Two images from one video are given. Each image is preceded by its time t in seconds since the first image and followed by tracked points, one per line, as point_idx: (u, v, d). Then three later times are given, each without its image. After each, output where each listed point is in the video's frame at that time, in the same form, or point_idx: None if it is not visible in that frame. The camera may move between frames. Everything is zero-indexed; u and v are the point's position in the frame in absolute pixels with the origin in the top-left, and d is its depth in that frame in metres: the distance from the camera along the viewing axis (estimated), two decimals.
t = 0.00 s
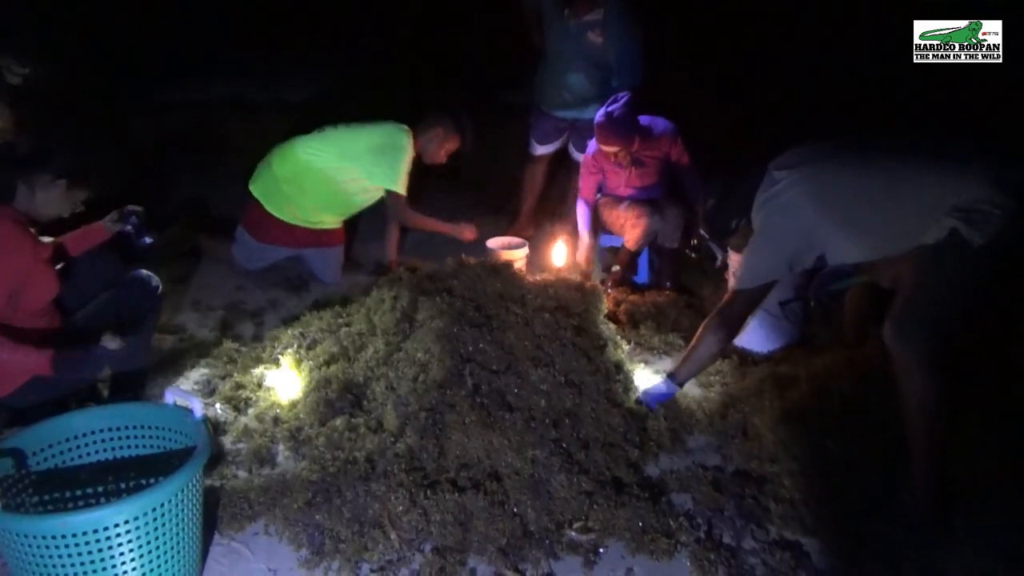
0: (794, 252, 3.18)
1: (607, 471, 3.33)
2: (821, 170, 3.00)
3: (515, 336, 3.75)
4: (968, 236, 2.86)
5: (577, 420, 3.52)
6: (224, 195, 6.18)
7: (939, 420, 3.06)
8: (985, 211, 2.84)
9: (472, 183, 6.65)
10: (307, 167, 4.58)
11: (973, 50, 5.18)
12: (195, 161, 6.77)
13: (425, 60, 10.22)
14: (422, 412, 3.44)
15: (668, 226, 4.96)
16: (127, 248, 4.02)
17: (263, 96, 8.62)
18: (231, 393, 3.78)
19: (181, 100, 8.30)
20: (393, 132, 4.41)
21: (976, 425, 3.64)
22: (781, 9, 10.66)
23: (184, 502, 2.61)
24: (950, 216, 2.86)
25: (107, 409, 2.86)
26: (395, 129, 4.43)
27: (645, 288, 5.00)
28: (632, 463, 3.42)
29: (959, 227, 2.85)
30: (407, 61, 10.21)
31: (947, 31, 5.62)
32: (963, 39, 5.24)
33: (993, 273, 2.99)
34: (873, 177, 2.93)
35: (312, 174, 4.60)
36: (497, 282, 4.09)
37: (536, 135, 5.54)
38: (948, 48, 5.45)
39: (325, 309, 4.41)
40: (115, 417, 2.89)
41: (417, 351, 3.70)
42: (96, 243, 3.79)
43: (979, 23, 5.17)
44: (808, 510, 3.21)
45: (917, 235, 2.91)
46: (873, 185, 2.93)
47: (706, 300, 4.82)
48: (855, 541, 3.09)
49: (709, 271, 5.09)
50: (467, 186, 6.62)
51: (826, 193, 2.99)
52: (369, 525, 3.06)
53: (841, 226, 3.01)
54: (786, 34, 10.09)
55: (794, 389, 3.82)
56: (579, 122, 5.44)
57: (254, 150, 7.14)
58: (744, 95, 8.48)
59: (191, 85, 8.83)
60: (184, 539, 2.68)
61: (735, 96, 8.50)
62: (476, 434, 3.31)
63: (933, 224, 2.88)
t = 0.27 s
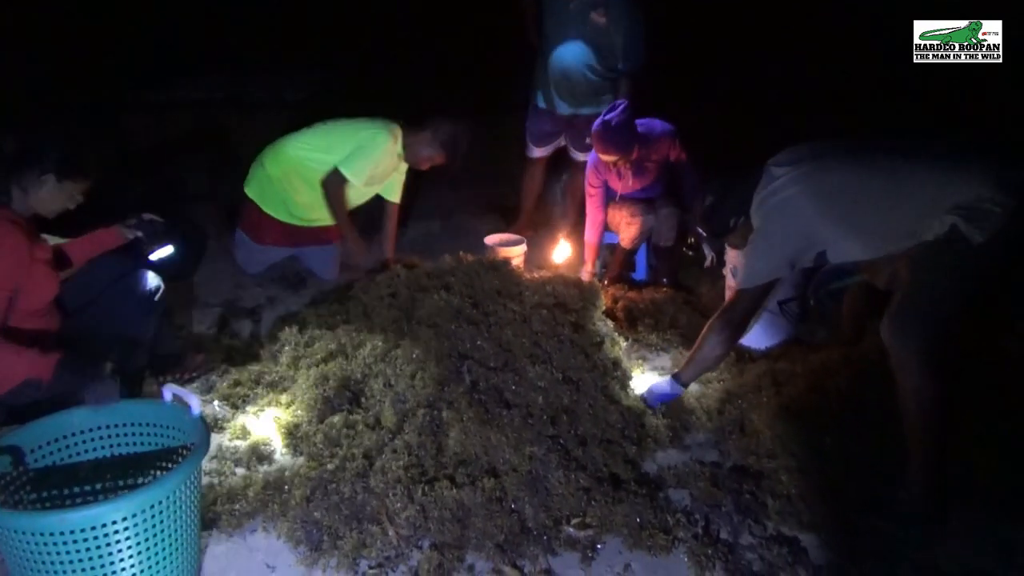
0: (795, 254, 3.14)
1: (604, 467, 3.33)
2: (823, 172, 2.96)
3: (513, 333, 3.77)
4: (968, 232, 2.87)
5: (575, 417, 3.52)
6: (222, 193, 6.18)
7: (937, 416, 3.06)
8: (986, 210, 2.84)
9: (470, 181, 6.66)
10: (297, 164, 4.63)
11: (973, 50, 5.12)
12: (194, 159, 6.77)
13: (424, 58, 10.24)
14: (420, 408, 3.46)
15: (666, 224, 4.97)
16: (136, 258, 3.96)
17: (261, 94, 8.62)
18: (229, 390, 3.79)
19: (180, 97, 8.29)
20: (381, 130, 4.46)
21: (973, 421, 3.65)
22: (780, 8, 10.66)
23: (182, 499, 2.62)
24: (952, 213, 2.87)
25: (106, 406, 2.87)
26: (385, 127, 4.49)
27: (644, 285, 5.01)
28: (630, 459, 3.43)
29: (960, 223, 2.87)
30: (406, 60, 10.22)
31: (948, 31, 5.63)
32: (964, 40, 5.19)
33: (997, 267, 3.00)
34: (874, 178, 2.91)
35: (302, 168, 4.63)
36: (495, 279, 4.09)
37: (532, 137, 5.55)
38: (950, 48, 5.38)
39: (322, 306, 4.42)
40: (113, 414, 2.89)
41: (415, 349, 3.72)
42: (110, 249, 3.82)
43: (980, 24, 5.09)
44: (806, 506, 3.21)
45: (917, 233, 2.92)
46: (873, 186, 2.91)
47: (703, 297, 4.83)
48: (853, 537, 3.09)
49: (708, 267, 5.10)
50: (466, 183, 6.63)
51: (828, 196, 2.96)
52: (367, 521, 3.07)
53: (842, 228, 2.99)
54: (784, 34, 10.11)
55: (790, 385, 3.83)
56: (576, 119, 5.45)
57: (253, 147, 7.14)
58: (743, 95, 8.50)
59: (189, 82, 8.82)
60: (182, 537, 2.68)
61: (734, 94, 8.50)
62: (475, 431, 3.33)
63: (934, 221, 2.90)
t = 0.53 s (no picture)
0: (799, 249, 3.16)
1: (603, 464, 3.34)
2: (824, 174, 2.97)
3: (511, 330, 3.78)
4: (969, 226, 2.87)
5: (574, 414, 3.53)
6: (220, 192, 6.17)
7: (936, 412, 3.06)
8: (985, 203, 2.86)
9: (469, 179, 6.67)
10: (291, 160, 4.67)
11: (973, 51, 5.17)
12: (192, 157, 6.77)
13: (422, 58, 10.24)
14: (419, 407, 3.47)
15: (665, 221, 4.98)
16: (161, 263, 4.03)
17: (260, 93, 8.63)
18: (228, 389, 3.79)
19: (177, 96, 8.28)
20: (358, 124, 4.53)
21: (972, 417, 3.66)
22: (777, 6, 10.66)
23: (183, 497, 2.62)
24: (951, 207, 2.88)
25: (106, 405, 2.87)
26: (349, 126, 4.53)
27: (643, 283, 5.02)
28: (629, 456, 3.43)
29: (961, 218, 2.88)
30: (404, 59, 10.23)
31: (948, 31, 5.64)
32: (963, 40, 5.27)
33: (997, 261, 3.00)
34: (875, 177, 2.91)
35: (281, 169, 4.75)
36: (494, 277, 4.09)
37: (528, 137, 5.51)
38: (947, 48, 5.43)
39: (321, 305, 4.42)
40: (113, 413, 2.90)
41: (414, 347, 3.73)
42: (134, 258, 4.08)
43: (979, 22, 5.14)
44: (805, 502, 3.22)
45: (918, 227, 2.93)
46: (874, 185, 2.92)
47: (702, 294, 4.84)
48: (852, 533, 3.10)
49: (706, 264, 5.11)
50: (464, 181, 6.62)
51: (829, 198, 2.98)
52: (367, 519, 3.07)
53: (844, 229, 3.03)
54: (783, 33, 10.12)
55: (788, 381, 3.84)
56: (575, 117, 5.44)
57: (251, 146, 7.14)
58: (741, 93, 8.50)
59: (187, 81, 8.81)
60: (182, 535, 2.69)
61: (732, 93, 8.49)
62: (474, 428, 3.34)
63: (935, 216, 2.91)
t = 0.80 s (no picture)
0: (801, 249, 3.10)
1: (603, 462, 3.35)
2: (826, 175, 2.94)
3: (511, 328, 3.79)
4: (971, 224, 2.88)
5: (574, 412, 3.54)
6: (220, 191, 6.18)
7: (935, 409, 3.07)
8: (987, 200, 2.85)
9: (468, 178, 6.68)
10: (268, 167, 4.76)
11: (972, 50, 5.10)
12: (193, 156, 6.78)
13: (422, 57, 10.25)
14: (419, 405, 3.47)
15: (663, 219, 4.98)
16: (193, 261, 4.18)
17: (259, 92, 8.64)
18: (229, 388, 3.80)
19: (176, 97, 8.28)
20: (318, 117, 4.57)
21: (971, 416, 3.67)
22: (776, 5, 10.65)
23: (183, 496, 2.63)
24: (953, 204, 2.88)
25: (107, 403, 2.88)
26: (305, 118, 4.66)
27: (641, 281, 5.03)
28: (629, 454, 3.44)
29: (962, 216, 2.89)
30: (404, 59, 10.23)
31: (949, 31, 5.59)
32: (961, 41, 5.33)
33: (999, 257, 3.01)
34: (879, 178, 2.91)
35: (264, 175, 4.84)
36: (493, 275, 4.11)
37: (527, 136, 5.51)
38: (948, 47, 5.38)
39: (321, 304, 4.43)
40: (113, 411, 2.90)
41: (414, 345, 3.73)
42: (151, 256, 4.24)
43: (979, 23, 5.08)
44: (805, 499, 3.23)
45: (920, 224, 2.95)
46: (879, 186, 2.91)
47: (701, 292, 4.85)
48: (852, 531, 3.11)
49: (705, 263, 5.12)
50: (464, 180, 6.63)
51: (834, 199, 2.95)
52: (367, 517, 3.08)
53: (848, 225, 2.97)
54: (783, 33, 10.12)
55: (787, 380, 3.85)
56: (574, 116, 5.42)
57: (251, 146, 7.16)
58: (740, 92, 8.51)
59: (186, 82, 8.81)
60: (182, 533, 2.69)
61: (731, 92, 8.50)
62: (474, 426, 3.34)
63: (937, 214, 2.92)
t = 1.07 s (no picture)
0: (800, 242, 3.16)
1: (603, 461, 3.35)
2: (821, 175, 2.97)
3: (510, 328, 3.79)
4: (967, 223, 2.89)
5: (573, 412, 3.54)
6: (220, 191, 6.19)
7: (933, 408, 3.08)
8: (985, 199, 2.85)
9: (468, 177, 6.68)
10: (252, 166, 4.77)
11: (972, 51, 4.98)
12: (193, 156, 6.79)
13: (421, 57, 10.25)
14: (419, 404, 3.45)
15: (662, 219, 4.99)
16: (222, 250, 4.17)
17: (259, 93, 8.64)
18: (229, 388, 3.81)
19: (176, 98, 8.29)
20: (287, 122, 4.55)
21: (970, 414, 3.67)
22: (775, 4, 10.64)
23: (183, 496, 2.63)
24: (950, 203, 2.88)
25: (106, 403, 2.88)
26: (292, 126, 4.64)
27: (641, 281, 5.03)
28: (628, 453, 3.45)
29: (958, 215, 2.88)
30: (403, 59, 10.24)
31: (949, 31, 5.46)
32: (961, 40, 5.06)
33: (995, 256, 3.02)
34: (877, 178, 2.91)
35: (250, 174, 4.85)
36: (492, 275, 4.11)
37: (523, 137, 5.54)
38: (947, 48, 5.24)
39: (320, 304, 4.43)
40: (113, 411, 2.90)
41: (413, 345, 3.73)
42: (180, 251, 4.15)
43: (979, 22, 4.90)
44: (804, 499, 3.23)
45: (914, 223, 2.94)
46: (876, 186, 2.92)
47: (700, 291, 4.85)
48: (851, 530, 3.11)
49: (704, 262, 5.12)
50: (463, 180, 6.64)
51: (831, 199, 2.99)
52: (367, 517, 3.08)
53: (846, 221, 3.00)
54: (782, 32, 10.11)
55: (786, 379, 3.86)
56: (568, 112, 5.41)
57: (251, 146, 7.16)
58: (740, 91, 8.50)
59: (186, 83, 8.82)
60: (183, 533, 2.70)
61: (730, 91, 8.49)
62: (473, 426, 3.34)
63: (934, 213, 2.91)
